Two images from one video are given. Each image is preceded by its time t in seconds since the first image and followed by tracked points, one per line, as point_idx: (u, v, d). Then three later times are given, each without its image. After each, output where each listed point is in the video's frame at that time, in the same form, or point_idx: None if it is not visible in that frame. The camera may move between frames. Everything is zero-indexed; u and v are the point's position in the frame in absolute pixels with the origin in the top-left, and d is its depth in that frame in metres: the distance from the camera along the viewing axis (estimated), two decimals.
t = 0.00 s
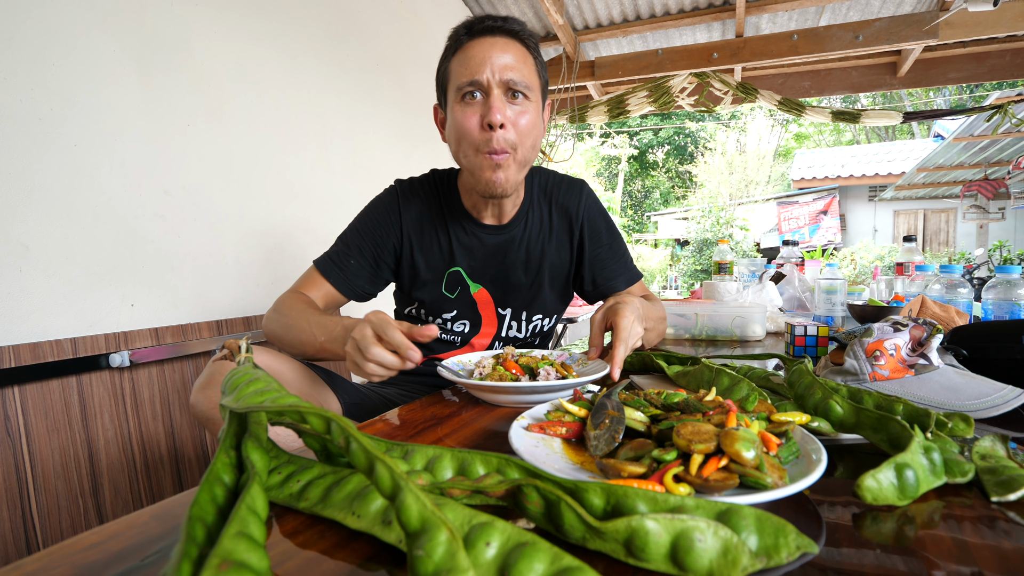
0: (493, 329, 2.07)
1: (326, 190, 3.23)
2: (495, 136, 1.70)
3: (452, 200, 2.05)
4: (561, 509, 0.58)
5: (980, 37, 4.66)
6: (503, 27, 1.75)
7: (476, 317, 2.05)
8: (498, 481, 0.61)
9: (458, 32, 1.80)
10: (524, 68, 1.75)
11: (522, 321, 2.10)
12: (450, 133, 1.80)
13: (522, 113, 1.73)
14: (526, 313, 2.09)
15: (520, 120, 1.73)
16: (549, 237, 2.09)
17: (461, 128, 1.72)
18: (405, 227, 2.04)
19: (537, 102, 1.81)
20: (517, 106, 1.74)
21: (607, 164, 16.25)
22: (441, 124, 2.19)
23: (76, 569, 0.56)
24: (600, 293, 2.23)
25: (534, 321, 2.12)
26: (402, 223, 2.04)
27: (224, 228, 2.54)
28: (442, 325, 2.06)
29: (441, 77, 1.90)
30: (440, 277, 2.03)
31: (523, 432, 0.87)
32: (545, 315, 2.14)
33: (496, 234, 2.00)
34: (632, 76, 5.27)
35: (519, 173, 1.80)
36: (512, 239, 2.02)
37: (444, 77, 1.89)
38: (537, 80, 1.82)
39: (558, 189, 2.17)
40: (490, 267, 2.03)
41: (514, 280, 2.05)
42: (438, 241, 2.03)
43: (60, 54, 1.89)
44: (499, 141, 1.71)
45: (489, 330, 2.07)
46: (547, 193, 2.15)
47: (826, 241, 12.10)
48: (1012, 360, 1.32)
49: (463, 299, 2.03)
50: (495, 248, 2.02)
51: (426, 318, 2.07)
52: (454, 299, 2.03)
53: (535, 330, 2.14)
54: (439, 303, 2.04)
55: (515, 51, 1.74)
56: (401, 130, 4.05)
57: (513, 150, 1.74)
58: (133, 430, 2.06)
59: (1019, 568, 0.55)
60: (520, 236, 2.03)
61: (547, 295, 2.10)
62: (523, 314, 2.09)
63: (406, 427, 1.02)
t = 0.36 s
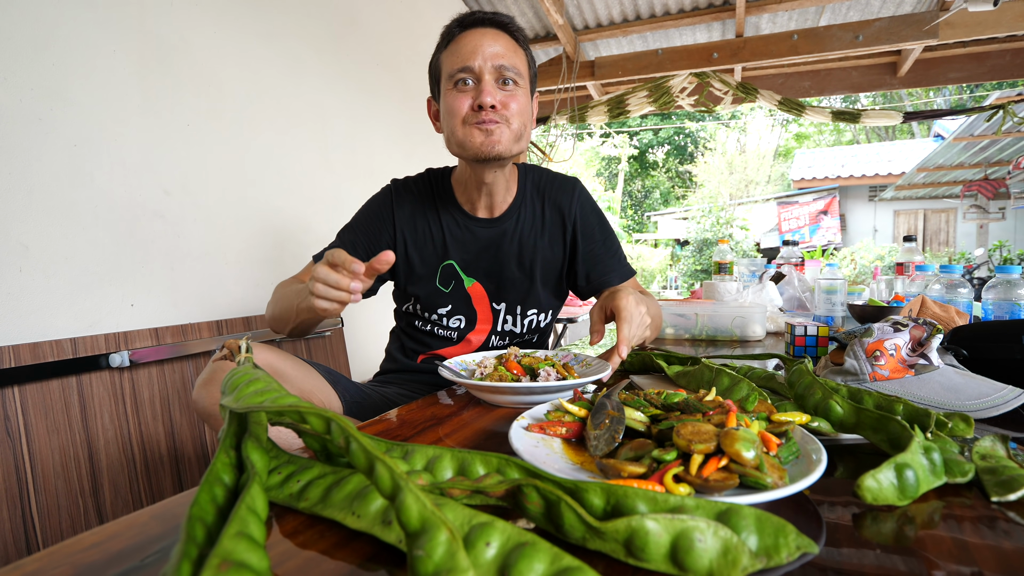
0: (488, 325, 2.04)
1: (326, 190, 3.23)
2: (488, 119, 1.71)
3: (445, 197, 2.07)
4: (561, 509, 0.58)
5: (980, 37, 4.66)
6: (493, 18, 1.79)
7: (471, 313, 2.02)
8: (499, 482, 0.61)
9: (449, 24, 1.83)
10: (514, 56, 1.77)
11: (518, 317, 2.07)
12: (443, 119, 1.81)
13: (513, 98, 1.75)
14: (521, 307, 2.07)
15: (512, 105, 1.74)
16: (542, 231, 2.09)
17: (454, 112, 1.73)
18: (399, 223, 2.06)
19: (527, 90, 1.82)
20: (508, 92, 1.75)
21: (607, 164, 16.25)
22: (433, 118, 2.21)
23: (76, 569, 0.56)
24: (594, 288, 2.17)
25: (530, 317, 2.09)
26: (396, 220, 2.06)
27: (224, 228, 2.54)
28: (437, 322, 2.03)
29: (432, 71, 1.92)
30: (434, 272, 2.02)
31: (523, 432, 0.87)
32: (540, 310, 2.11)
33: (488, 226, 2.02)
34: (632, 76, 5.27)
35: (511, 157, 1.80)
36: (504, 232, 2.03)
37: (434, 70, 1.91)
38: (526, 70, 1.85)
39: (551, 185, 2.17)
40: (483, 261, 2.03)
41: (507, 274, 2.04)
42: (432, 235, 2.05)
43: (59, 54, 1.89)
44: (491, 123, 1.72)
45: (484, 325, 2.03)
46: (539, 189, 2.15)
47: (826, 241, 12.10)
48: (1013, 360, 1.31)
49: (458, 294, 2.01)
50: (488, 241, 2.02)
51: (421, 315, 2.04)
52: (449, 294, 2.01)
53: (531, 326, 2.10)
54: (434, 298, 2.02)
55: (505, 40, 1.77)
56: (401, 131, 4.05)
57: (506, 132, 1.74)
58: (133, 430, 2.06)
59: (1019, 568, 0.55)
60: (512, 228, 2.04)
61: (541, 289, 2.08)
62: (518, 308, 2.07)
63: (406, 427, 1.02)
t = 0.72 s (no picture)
0: (486, 320, 2.03)
1: (326, 189, 3.23)
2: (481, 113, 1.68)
3: (441, 194, 2.09)
4: (561, 509, 0.58)
5: (980, 37, 4.66)
6: (489, 15, 1.80)
7: (469, 308, 2.02)
8: (498, 482, 0.61)
9: (446, 21, 1.84)
10: (509, 52, 1.78)
11: (516, 311, 2.06)
12: (438, 115, 1.79)
13: (508, 94, 1.72)
14: (517, 301, 2.06)
15: (506, 99, 1.71)
16: (536, 225, 2.10)
17: (448, 107, 1.71)
18: (395, 219, 2.06)
19: (521, 87, 1.82)
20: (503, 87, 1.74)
21: (607, 164, 16.25)
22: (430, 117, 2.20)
23: (76, 569, 0.56)
24: (591, 280, 2.19)
25: (527, 311, 2.08)
26: (391, 216, 2.06)
27: (224, 228, 2.54)
28: (435, 318, 2.03)
29: (428, 68, 1.92)
30: (430, 266, 2.03)
31: (523, 432, 0.87)
32: (536, 304, 2.10)
33: (484, 220, 2.04)
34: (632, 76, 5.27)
35: (504, 153, 1.77)
36: (500, 226, 2.05)
37: (431, 67, 1.91)
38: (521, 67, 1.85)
39: (545, 180, 2.19)
40: (479, 255, 2.04)
41: (503, 267, 2.05)
42: (428, 230, 2.06)
43: (59, 54, 1.90)
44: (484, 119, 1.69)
45: (482, 320, 2.03)
46: (534, 184, 2.16)
47: (826, 241, 12.09)
48: (1013, 360, 1.32)
49: (455, 288, 2.02)
50: (483, 235, 2.04)
51: (419, 312, 2.04)
52: (446, 289, 2.02)
53: (529, 320, 2.08)
54: (431, 294, 2.02)
55: (500, 37, 1.78)
56: (401, 130, 4.05)
57: (499, 127, 1.71)
58: (133, 430, 2.06)
59: (1019, 568, 0.55)
60: (507, 222, 2.06)
61: (536, 282, 2.09)
62: (515, 302, 2.06)
63: (406, 427, 1.02)
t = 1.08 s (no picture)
0: (485, 318, 2.03)
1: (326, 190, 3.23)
2: (482, 122, 1.71)
3: (438, 192, 2.09)
4: (561, 509, 0.58)
5: (980, 37, 4.66)
6: (491, 18, 1.78)
7: (468, 305, 2.02)
8: (498, 482, 0.61)
9: (448, 18, 1.82)
10: (511, 57, 1.77)
11: (514, 308, 2.06)
12: (438, 117, 1.81)
13: (508, 101, 1.74)
14: (516, 298, 2.06)
15: (506, 108, 1.73)
16: (533, 222, 2.10)
17: (449, 113, 1.72)
18: (393, 217, 2.06)
19: (521, 91, 1.81)
20: (503, 94, 1.74)
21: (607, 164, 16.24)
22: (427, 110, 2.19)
23: (76, 569, 0.56)
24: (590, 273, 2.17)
25: (526, 307, 2.08)
26: (389, 214, 2.06)
27: (223, 227, 2.54)
28: (433, 316, 2.02)
29: (427, 64, 1.91)
30: (429, 264, 2.03)
31: (523, 432, 0.87)
32: (534, 300, 2.10)
33: (482, 217, 2.05)
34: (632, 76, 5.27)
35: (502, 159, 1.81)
36: (498, 223, 2.06)
37: (431, 63, 1.90)
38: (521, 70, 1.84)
39: (541, 177, 2.19)
40: (478, 252, 2.04)
41: (501, 265, 2.05)
42: (426, 228, 2.06)
43: (59, 54, 1.90)
44: (485, 127, 1.72)
45: (481, 318, 2.03)
46: (530, 182, 2.16)
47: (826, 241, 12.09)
48: (1013, 360, 1.32)
49: (453, 286, 2.02)
50: (481, 232, 2.05)
51: (417, 310, 2.04)
52: (444, 286, 2.02)
53: (527, 318, 2.08)
54: (429, 292, 2.03)
55: (501, 41, 1.76)
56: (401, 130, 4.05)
57: (499, 135, 1.74)
58: (133, 430, 2.06)
59: (1018, 567, 0.55)
60: (504, 220, 2.07)
61: (533, 279, 2.08)
62: (513, 299, 2.06)
63: (406, 427, 1.02)
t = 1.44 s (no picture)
0: (482, 319, 2.03)
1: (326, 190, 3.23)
2: (489, 146, 1.76)
3: (436, 193, 2.08)
4: (561, 509, 0.58)
5: (980, 37, 4.66)
6: (504, 34, 1.74)
7: (465, 306, 2.02)
8: (499, 482, 0.61)
9: (458, 28, 1.76)
10: (521, 77, 1.76)
11: (512, 307, 2.07)
12: (443, 130, 1.83)
13: (516, 123, 1.77)
14: (514, 297, 2.07)
15: (513, 130, 1.77)
16: (530, 221, 2.12)
17: (457, 132, 1.76)
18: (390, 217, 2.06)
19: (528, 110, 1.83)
20: (511, 116, 1.76)
21: (607, 164, 16.24)
22: (426, 109, 2.17)
23: (76, 569, 0.56)
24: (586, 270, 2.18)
25: (523, 306, 2.09)
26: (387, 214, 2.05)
27: (223, 228, 2.54)
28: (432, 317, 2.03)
29: (433, 68, 1.87)
30: (427, 264, 2.03)
31: (523, 432, 0.87)
32: (531, 298, 2.11)
33: (480, 217, 2.04)
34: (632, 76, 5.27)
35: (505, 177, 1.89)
36: (496, 224, 2.06)
37: (437, 68, 1.86)
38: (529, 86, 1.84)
39: (537, 176, 2.21)
40: (476, 252, 2.04)
41: (499, 264, 2.06)
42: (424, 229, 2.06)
43: (60, 55, 1.90)
44: (492, 151, 1.77)
45: (480, 318, 2.03)
46: (527, 182, 2.18)
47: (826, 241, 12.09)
48: (1013, 360, 1.32)
49: (451, 287, 2.02)
50: (480, 232, 2.05)
51: (416, 311, 2.04)
52: (443, 287, 2.03)
53: (525, 316, 2.10)
54: (428, 293, 2.03)
55: (513, 59, 1.75)
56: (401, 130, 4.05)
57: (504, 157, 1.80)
58: (133, 430, 2.06)
59: (1019, 568, 0.55)
60: (502, 220, 2.07)
61: (531, 277, 2.09)
62: (511, 299, 2.07)
63: (406, 427, 1.02)
